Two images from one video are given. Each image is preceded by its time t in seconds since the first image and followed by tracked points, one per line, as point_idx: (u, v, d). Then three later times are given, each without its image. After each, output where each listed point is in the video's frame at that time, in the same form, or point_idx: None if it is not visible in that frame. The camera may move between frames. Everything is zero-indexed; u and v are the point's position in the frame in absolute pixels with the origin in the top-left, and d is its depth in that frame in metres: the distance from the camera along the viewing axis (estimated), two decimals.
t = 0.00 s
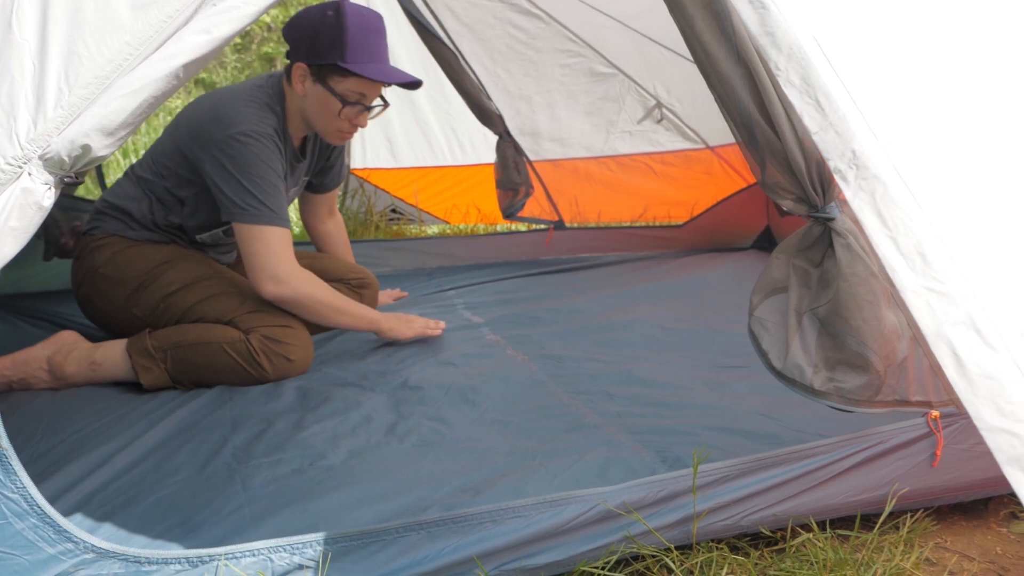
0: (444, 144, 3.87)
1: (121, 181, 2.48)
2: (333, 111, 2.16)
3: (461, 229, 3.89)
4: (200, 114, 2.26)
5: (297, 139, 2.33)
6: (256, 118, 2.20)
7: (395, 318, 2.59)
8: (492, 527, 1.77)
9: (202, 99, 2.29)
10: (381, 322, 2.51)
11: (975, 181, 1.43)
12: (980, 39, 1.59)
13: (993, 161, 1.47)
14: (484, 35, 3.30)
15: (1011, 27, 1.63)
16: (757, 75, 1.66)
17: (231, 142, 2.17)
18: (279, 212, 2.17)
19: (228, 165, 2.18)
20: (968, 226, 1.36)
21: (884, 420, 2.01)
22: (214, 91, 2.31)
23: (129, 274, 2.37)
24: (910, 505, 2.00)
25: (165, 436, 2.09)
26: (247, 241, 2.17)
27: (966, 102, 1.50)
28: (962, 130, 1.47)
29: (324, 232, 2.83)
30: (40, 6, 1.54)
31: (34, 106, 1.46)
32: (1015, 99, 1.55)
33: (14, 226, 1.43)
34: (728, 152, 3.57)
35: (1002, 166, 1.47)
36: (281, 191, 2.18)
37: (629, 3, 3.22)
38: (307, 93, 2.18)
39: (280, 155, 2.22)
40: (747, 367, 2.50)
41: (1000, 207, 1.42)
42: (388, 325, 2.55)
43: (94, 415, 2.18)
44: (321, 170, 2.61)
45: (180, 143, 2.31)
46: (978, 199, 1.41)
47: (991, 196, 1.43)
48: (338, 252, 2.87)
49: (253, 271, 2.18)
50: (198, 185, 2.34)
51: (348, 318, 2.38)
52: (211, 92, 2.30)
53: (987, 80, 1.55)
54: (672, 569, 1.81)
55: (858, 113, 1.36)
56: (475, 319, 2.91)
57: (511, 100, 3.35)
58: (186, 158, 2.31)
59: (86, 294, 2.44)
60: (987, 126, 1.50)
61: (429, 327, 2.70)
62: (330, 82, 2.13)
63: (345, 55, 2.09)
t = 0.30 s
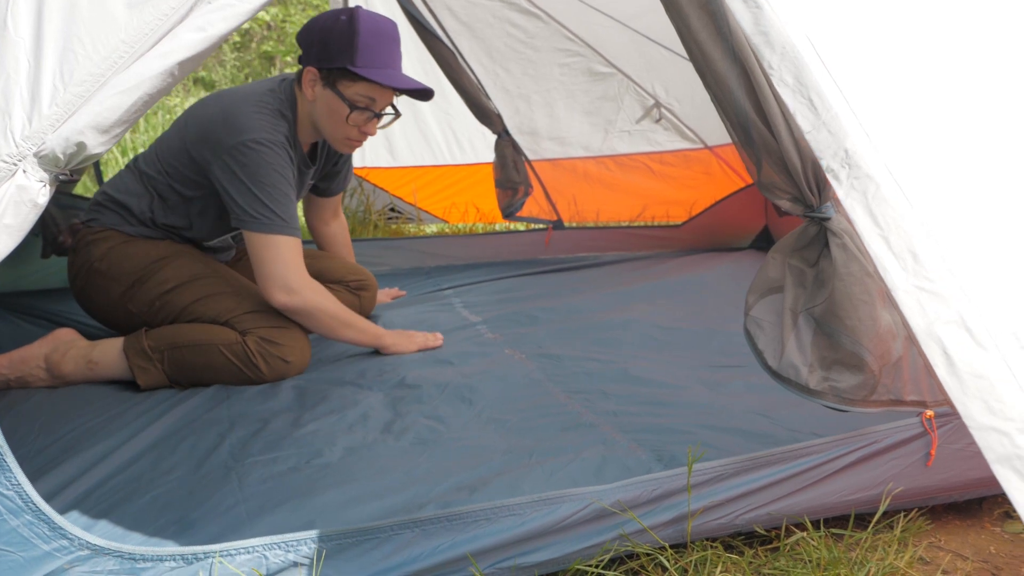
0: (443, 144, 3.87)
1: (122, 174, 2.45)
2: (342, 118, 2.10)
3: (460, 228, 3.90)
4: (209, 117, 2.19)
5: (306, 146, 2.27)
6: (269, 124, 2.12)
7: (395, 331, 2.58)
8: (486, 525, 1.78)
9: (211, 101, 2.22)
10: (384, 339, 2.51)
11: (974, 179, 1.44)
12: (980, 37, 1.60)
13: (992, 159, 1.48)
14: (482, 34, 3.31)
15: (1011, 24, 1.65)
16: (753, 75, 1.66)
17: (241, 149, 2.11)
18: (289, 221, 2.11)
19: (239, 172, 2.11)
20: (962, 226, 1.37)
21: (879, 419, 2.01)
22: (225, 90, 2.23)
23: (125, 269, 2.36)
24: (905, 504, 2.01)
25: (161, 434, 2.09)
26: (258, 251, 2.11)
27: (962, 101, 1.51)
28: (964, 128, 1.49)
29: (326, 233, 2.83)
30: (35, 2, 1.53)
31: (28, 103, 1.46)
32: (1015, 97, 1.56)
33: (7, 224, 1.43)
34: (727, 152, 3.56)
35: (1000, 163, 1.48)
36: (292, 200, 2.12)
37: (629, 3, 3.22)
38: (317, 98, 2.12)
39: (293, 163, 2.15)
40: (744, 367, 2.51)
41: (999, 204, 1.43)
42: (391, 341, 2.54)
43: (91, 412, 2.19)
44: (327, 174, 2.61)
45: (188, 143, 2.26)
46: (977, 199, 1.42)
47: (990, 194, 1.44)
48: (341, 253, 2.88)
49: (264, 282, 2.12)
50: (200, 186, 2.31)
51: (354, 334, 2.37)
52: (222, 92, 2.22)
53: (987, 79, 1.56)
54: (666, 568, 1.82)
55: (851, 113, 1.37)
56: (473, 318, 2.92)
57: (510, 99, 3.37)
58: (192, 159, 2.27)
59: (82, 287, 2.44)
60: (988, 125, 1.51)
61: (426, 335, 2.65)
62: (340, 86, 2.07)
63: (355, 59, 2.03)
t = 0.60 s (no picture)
0: (441, 142, 3.88)
1: (122, 166, 2.43)
2: (347, 120, 2.03)
3: (458, 227, 3.90)
4: (212, 114, 2.12)
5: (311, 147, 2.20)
6: (275, 126, 2.05)
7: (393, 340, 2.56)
8: (482, 522, 1.78)
9: (215, 98, 2.14)
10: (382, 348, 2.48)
11: (971, 180, 1.44)
12: (980, 37, 1.61)
13: (991, 160, 1.48)
14: (481, 33, 3.32)
15: (1011, 24, 1.65)
16: (749, 75, 1.66)
17: (246, 149, 2.04)
18: (293, 225, 2.05)
19: (242, 172, 2.04)
20: (956, 227, 1.37)
21: (874, 418, 2.01)
22: (232, 86, 2.16)
23: (123, 264, 2.35)
24: (900, 503, 2.01)
25: (158, 431, 2.10)
26: (259, 252, 2.04)
27: (960, 102, 1.52)
28: (964, 129, 1.49)
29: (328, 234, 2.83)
30: None
31: (25, 100, 1.47)
32: (1015, 100, 1.56)
33: (4, 221, 1.44)
34: (725, 151, 3.56)
35: (997, 164, 1.48)
36: (296, 204, 2.05)
37: (628, 2, 3.22)
38: (321, 100, 2.05)
39: (297, 166, 2.08)
40: (741, 366, 2.51)
41: (997, 204, 1.43)
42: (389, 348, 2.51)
43: (88, 410, 2.19)
44: (331, 176, 2.60)
45: (191, 141, 2.22)
46: (976, 200, 1.42)
47: (988, 197, 1.44)
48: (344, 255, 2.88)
49: (263, 285, 2.05)
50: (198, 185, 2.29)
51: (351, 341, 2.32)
52: (227, 90, 2.14)
53: (987, 80, 1.56)
54: (662, 566, 1.83)
55: (844, 112, 1.37)
56: (471, 316, 2.92)
57: (509, 97, 3.40)
58: (194, 156, 2.23)
59: (78, 278, 2.43)
60: (988, 128, 1.51)
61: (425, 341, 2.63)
62: (345, 87, 2.00)
63: (361, 60, 1.96)
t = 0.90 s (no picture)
0: (440, 141, 3.88)
1: (123, 158, 2.43)
2: (349, 120, 2.01)
3: (456, 226, 3.91)
4: (215, 111, 2.11)
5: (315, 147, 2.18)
6: (276, 125, 2.04)
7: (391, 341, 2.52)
8: (478, 520, 1.78)
9: (219, 94, 2.14)
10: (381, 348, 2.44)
11: (971, 182, 1.44)
12: (980, 40, 1.61)
13: (992, 162, 1.48)
14: (479, 31, 3.32)
15: (1011, 24, 1.65)
16: (746, 74, 1.66)
17: (246, 146, 2.02)
18: (290, 225, 2.02)
19: (241, 169, 2.02)
20: (951, 228, 1.37)
21: (870, 417, 2.01)
22: (237, 83, 2.16)
23: (120, 259, 2.34)
24: (896, 502, 2.02)
25: (155, 429, 2.10)
26: (255, 252, 2.01)
27: (959, 102, 1.52)
28: (965, 130, 1.49)
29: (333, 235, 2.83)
30: None
31: (21, 98, 1.47)
32: (1015, 103, 1.56)
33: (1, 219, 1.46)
34: (722, 149, 3.52)
35: (1001, 175, 1.48)
36: (294, 204, 2.03)
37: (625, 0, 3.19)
38: (325, 99, 2.04)
39: (297, 166, 2.06)
40: (739, 364, 2.51)
41: (995, 212, 1.43)
42: (388, 349, 2.47)
43: (85, 407, 2.19)
44: (335, 177, 2.61)
45: (193, 137, 2.20)
46: (976, 203, 1.42)
47: (988, 198, 1.44)
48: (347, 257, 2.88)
49: (258, 284, 2.03)
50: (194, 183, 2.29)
51: (347, 344, 2.29)
52: (230, 88, 2.14)
53: (986, 80, 1.57)
54: (658, 564, 1.83)
55: (839, 111, 1.38)
56: (470, 315, 2.92)
57: (507, 96, 3.41)
58: (194, 152, 2.22)
59: (75, 270, 2.42)
60: (989, 130, 1.51)
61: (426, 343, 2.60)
62: (347, 87, 1.98)
63: (364, 59, 1.95)
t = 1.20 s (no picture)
0: (439, 140, 3.88)
1: (121, 151, 2.42)
2: (349, 121, 2.00)
3: (455, 224, 3.91)
4: (216, 107, 2.11)
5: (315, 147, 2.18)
6: (275, 122, 2.03)
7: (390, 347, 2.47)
8: (474, 518, 1.78)
9: (221, 90, 2.14)
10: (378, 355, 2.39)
11: (970, 183, 1.44)
12: (981, 43, 1.61)
13: (992, 164, 1.48)
14: (479, 30, 3.32)
15: (1013, 31, 1.65)
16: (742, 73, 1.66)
17: (246, 142, 2.01)
18: (287, 222, 2.00)
19: (239, 164, 2.01)
20: (947, 227, 1.37)
21: (867, 416, 2.02)
22: (239, 80, 2.16)
23: (118, 256, 2.34)
24: (892, 501, 2.02)
25: (152, 427, 2.10)
26: (248, 250, 1.99)
27: (957, 102, 1.52)
28: (964, 132, 1.49)
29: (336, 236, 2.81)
30: None
31: (18, 95, 1.47)
32: (1016, 104, 1.56)
33: None
34: (721, 148, 3.52)
35: (1001, 176, 1.47)
36: (291, 202, 2.02)
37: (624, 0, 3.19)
38: (326, 99, 2.03)
39: (295, 163, 2.05)
40: (736, 364, 2.51)
41: (995, 214, 1.43)
42: (386, 356, 2.43)
43: (83, 404, 2.19)
44: (339, 180, 2.61)
45: (193, 131, 2.18)
46: (976, 205, 1.43)
47: (987, 200, 1.44)
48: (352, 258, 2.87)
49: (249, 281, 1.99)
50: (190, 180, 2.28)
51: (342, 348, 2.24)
52: (230, 84, 2.14)
53: (992, 84, 1.57)
54: (654, 562, 1.84)
55: (834, 110, 1.39)
56: (468, 313, 2.92)
57: (505, 94, 3.41)
58: (192, 148, 2.21)
59: (72, 264, 2.42)
60: (988, 131, 1.51)
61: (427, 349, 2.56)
62: (348, 87, 1.98)
63: (365, 59, 1.94)
